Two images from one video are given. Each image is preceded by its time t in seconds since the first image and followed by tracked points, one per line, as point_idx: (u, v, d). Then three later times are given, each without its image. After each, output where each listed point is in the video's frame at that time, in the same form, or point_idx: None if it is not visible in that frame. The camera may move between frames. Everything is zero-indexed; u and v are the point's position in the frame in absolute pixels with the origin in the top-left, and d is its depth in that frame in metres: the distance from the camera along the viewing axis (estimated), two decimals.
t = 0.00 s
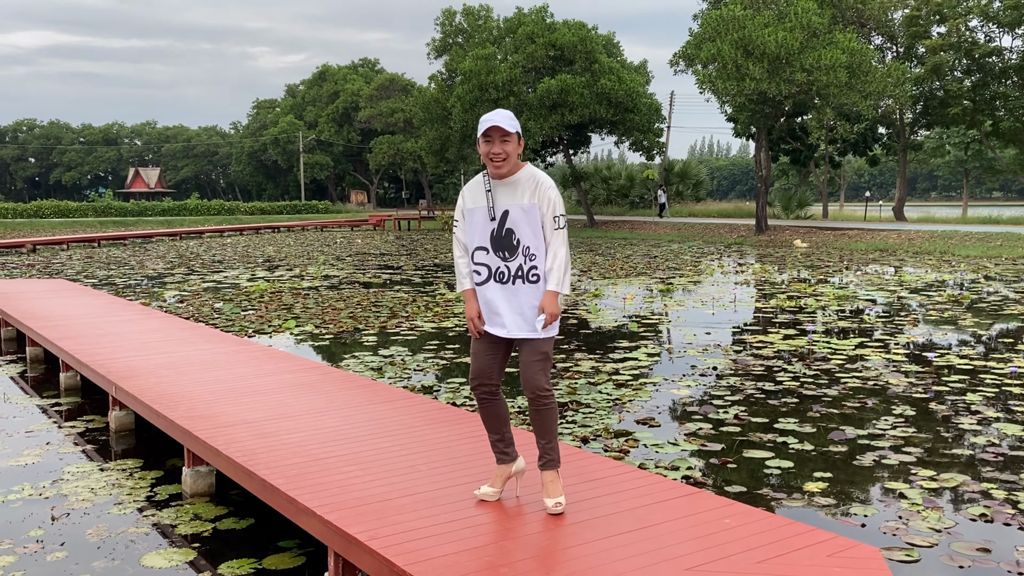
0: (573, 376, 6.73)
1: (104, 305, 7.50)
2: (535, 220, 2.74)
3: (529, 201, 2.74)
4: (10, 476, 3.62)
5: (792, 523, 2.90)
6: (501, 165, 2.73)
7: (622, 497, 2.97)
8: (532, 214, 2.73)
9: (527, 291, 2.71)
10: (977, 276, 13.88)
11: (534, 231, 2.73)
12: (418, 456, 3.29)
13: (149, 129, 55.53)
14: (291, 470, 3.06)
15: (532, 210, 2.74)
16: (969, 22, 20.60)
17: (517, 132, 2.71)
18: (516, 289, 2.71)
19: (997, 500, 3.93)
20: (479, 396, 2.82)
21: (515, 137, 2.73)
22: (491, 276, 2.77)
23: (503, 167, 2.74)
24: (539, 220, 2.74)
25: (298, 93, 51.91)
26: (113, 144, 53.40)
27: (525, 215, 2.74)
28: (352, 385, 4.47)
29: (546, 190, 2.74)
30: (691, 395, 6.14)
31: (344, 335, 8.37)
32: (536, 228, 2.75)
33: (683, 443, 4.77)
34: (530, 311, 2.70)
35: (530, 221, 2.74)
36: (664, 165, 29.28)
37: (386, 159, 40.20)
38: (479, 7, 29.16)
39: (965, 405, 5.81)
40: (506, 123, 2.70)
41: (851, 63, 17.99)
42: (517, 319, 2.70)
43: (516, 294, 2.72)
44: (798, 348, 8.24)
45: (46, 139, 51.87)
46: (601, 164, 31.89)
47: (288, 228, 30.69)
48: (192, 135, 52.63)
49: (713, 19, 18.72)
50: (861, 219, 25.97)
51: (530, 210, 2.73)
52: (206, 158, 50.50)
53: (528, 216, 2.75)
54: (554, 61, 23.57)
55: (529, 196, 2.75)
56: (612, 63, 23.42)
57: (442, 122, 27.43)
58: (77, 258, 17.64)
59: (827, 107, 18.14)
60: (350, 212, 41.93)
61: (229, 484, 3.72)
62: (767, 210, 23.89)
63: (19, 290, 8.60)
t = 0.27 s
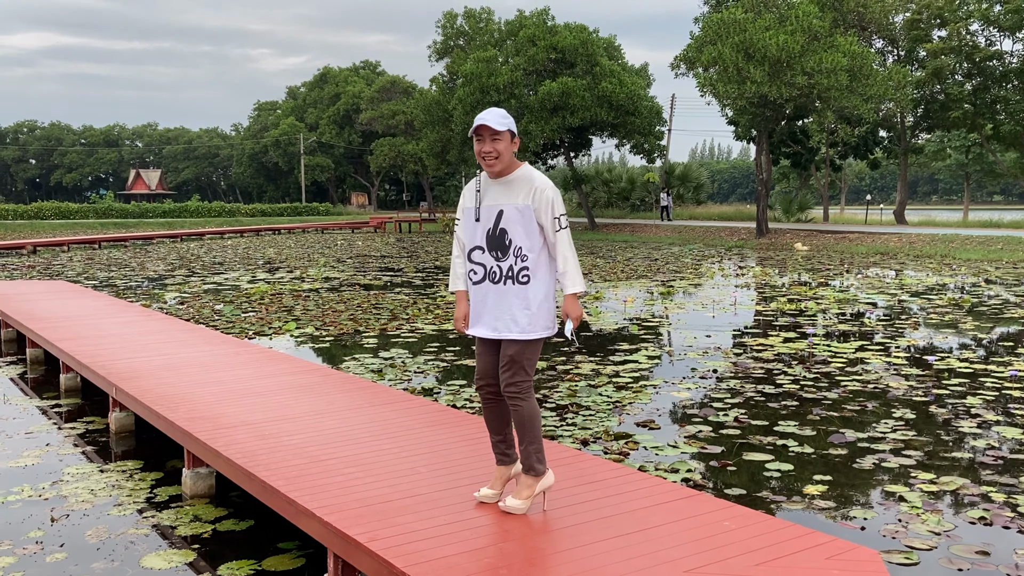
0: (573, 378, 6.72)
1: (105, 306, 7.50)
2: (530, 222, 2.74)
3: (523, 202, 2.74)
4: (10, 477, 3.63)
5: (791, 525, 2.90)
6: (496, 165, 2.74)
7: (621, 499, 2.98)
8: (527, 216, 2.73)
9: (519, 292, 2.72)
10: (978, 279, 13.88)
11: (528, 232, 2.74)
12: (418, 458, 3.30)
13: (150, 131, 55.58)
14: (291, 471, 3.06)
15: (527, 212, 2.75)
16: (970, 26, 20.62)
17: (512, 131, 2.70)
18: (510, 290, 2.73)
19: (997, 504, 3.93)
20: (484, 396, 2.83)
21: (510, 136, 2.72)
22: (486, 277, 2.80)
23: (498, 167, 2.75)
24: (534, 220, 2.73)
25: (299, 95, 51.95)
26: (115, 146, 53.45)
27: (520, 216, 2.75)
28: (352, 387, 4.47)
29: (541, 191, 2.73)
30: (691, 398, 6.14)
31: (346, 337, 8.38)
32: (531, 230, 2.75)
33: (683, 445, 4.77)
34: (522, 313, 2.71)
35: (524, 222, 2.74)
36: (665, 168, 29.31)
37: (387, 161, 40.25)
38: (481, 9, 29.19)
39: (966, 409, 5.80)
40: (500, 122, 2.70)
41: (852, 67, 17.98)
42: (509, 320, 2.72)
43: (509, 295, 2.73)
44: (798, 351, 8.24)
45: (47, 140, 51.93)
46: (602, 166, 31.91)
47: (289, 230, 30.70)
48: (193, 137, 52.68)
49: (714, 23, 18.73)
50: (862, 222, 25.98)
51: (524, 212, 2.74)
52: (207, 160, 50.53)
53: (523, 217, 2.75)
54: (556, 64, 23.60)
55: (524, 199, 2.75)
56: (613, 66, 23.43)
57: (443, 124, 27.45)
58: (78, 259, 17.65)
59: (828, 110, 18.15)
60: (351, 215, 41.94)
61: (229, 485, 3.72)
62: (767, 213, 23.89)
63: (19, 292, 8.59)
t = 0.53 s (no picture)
0: (574, 381, 6.73)
1: (107, 308, 7.52)
2: (517, 228, 2.75)
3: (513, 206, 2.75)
4: (12, 478, 3.63)
5: (792, 529, 2.90)
6: (491, 170, 2.79)
7: (622, 502, 2.98)
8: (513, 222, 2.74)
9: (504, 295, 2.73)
10: (980, 283, 13.88)
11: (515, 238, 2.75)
12: (419, 460, 3.30)
13: (152, 133, 55.69)
14: (293, 474, 3.07)
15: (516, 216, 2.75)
16: (972, 30, 20.65)
17: (498, 133, 2.72)
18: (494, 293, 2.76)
19: (998, 508, 3.92)
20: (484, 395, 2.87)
21: (501, 139, 2.74)
22: (480, 276, 2.85)
23: (495, 171, 2.80)
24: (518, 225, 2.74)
25: (302, 97, 52.04)
26: (117, 148, 53.56)
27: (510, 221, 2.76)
28: (353, 389, 4.48)
29: (526, 197, 2.71)
30: (693, 401, 6.14)
31: (347, 339, 8.40)
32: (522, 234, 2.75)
33: (684, 449, 4.77)
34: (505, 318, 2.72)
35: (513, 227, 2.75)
36: (667, 172, 29.36)
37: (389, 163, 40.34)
38: (483, 12, 29.26)
39: (967, 413, 5.80)
40: (487, 125, 2.73)
41: (854, 70, 18.00)
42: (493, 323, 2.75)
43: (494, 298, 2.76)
44: (800, 354, 8.25)
45: (50, 142, 52.02)
46: (604, 169, 31.94)
47: (291, 233, 30.75)
48: (196, 139, 52.78)
49: (716, 27, 18.75)
50: (863, 225, 26.00)
51: (512, 217, 2.76)
52: (209, 162, 50.61)
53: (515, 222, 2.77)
54: (557, 68, 23.66)
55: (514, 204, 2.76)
56: (616, 69, 23.45)
57: (445, 127, 27.51)
58: (80, 261, 17.69)
59: (830, 114, 18.17)
60: (353, 217, 41.98)
61: (230, 487, 3.72)
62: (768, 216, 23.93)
63: (22, 293, 8.62)
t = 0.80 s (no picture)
0: (578, 383, 6.72)
1: (111, 309, 7.53)
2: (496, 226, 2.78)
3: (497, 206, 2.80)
4: (15, 480, 3.64)
5: (796, 532, 2.88)
6: (486, 172, 2.87)
7: (626, 505, 2.97)
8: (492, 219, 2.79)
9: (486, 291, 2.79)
10: (983, 285, 13.85)
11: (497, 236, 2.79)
12: (422, 462, 3.30)
13: (155, 135, 55.76)
14: (296, 476, 3.07)
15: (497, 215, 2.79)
16: (975, 33, 20.64)
17: (489, 134, 2.81)
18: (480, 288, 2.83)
19: (1003, 511, 3.90)
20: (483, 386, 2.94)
21: (492, 140, 2.83)
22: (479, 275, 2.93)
23: (490, 171, 2.87)
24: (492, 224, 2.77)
25: (305, 99, 52.10)
26: (120, 150, 53.66)
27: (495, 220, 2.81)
28: (356, 390, 4.49)
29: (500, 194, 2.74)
30: (696, 403, 6.13)
31: (350, 341, 8.41)
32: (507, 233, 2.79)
33: (687, 451, 4.76)
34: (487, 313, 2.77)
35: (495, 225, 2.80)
36: (670, 174, 29.37)
37: (392, 165, 40.44)
38: (486, 15, 29.30)
39: (970, 416, 5.79)
40: (480, 127, 2.84)
41: (857, 73, 17.99)
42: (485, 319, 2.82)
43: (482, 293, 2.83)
44: (803, 357, 8.23)
45: (53, 144, 52.11)
46: (607, 172, 31.94)
47: (294, 235, 30.77)
48: (199, 141, 52.86)
49: (720, 29, 18.76)
50: (866, 228, 25.98)
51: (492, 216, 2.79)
52: (212, 164, 50.68)
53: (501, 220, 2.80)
54: (561, 70, 23.68)
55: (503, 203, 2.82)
56: (618, 72, 23.45)
57: (448, 129, 27.54)
58: (83, 262, 17.73)
59: (833, 116, 18.16)
60: (356, 219, 42.01)
61: (233, 489, 3.72)
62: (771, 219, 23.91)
63: (25, 295, 8.63)
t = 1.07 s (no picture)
0: (580, 386, 6.71)
1: (114, 311, 7.53)
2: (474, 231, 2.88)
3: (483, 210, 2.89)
4: (17, 481, 3.63)
5: (799, 534, 2.87)
6: (473, 175, 2.98)
7: (628, 508, 2.96)
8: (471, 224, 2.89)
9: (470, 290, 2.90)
10: (988, 287, 13.81)
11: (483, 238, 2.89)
12: (423, 464, 3.30)
13: (159, 137, 55.88)
14: (298, 477, 3.06)
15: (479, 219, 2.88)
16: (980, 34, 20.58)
17: (470, 140, 2.90)
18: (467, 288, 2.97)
19: (1007, 514, 3.89)
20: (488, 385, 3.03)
21: (475, 146, 2.91)
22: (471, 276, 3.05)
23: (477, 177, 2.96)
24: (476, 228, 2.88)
25: (308, 101, 52.16)
26: (124, 152, 53.77)
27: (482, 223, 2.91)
28: (359, 391, 4.50)
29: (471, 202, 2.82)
30: (699, 405, 6.12)
31: (353, 344, 8.42)
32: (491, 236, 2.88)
33: (690, 453, 4.75)
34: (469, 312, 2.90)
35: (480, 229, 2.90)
36: (673, 176, 29.36)
37: (395, 167, 40.54)
38: (489, 17, 29.33)
39: (975, 418, 5.76)
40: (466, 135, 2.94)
41: (861, 75, 17.95)
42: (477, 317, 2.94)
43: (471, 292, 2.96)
44: (806, 359, 8.22)
45: (57, 146, 52.22)
46: (610, 174, 31.92)
47: (297, 236, 30.81)
48: (202, 143, 52.95)
49: (723, 31, 18.72)
50: (870, 230, 25.92)
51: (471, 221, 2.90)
52: (216, 166, 50.77)
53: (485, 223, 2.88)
54: (564, 72, 23.68)
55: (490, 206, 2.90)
56: (622, 73, 23.43)
57: (452, 131, 27.57)
58: (87, 264, 17.77)
59: (837, 118, 18.12)
60: (360, 221, 42.04)
61: (235, 491, 3.71)
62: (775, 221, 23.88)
63: (27, 296, 8.64)
